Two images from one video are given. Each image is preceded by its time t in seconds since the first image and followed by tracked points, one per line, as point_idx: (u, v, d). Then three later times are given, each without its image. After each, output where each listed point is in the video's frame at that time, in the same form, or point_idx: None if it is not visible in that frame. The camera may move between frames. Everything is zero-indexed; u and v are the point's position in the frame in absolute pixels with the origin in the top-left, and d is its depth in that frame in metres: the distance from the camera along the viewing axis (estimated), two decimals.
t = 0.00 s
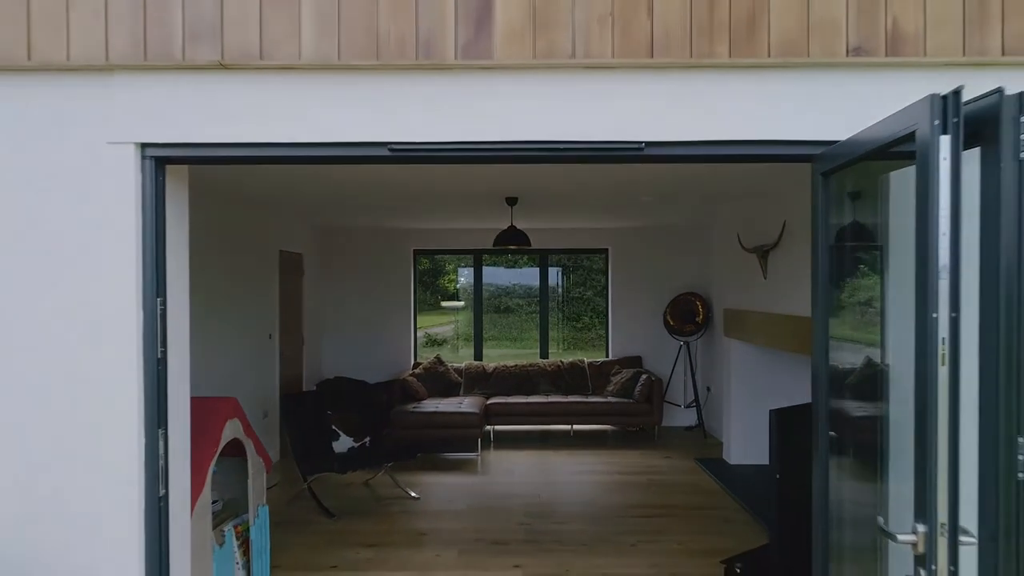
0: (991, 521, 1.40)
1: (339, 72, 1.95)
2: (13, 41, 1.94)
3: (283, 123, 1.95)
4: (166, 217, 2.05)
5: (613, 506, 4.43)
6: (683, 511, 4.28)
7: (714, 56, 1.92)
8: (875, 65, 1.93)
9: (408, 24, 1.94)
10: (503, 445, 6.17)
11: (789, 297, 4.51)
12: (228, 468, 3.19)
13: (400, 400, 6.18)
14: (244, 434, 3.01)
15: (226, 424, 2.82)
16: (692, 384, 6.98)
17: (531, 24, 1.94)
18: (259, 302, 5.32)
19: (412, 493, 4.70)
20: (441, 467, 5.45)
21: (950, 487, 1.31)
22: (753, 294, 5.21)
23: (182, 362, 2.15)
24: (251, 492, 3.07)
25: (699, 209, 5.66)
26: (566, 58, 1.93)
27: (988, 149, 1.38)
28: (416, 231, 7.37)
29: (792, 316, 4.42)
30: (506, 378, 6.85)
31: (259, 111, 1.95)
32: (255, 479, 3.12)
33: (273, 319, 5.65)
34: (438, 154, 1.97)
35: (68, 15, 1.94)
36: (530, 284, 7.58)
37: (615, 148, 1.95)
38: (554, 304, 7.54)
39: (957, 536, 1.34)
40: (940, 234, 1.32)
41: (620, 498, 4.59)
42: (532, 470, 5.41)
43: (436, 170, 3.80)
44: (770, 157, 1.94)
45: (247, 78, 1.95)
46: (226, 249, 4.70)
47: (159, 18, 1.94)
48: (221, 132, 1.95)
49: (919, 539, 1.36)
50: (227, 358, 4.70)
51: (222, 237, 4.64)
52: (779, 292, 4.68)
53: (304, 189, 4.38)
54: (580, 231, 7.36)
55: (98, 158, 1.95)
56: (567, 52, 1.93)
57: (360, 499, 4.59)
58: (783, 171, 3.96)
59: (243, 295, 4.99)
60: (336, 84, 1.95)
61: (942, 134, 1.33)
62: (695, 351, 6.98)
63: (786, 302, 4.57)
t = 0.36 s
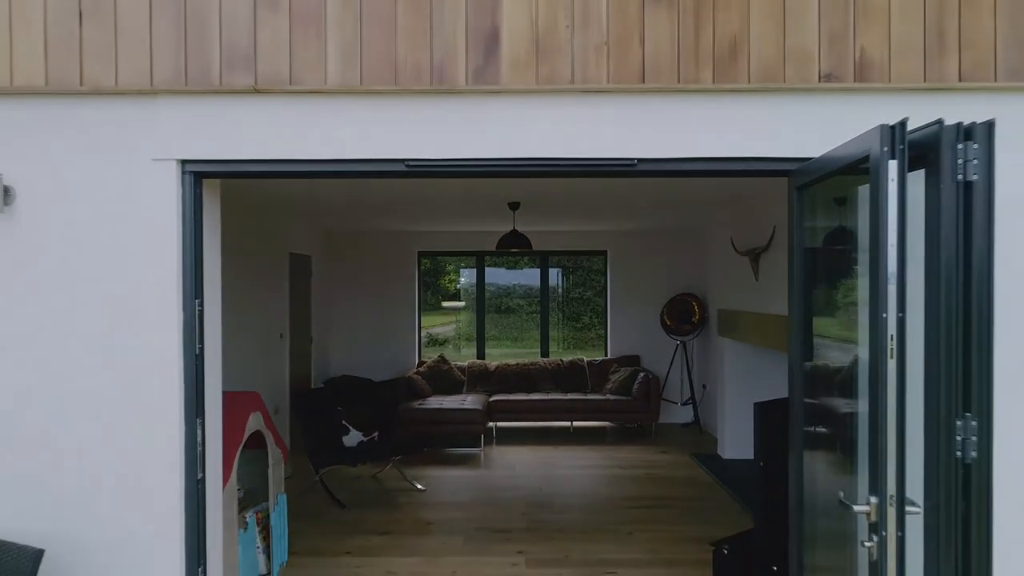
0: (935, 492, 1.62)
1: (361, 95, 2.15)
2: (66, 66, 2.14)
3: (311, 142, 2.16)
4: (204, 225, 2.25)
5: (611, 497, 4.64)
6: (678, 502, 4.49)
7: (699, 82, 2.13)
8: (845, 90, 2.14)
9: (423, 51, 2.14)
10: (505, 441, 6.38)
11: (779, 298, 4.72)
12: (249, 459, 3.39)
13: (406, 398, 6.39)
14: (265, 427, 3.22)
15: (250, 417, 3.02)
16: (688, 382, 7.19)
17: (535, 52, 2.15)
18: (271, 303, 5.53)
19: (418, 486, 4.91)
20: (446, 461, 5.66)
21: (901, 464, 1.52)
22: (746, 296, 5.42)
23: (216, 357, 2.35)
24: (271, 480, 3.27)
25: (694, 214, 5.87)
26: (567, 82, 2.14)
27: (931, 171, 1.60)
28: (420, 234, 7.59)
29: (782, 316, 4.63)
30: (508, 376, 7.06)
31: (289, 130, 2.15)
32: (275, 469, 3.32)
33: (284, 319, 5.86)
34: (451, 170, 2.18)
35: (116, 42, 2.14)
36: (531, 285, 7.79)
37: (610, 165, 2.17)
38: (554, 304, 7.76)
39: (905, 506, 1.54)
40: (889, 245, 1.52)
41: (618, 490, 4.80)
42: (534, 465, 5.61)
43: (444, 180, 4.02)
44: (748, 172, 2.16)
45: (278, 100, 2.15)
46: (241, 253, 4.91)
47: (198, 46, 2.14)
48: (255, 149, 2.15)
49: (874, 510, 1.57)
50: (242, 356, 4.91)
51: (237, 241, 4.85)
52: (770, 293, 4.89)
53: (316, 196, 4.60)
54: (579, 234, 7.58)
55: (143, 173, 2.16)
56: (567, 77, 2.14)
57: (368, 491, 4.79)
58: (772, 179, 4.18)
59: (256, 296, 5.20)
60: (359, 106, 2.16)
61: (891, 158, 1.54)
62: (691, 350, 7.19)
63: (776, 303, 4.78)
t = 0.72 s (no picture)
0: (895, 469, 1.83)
1: (383, 114, 2.37)
2: (116, 87, 2.35)
3: (339, 157, 2.38)
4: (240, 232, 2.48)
5: (610, 488, 4.86)
6: (675, 493, 4.71)
7: (690, 102, 2.35)
8: (824, 110, 2.36)
9: (440, 75, 2.36)
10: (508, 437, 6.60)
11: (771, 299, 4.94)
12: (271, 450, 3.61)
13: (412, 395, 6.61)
14: (287, 419, 3.43)
15: (273, 410, 3.23)
16: (686, 380, 7.41)
17: (541, 76, 2.36)
18: (283, 304, 5.75)
19: (426, 478, 5.13)
20: (452, 455, 5.88)
21: (864, 445, 1.73)
22: (741, 296, 5.64)
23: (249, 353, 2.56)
24: (293, 469, 3.48)
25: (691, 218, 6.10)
26: (570, 103, 2.35)
27: (892, 187, 1.81)
28: (425, 236, 7.82)
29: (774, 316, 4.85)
30: (510, 374, 7.28)
31: (319, 146, 2.38)
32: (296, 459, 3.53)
33: (295, 319, 6.08)
34: (465, 182, 2.40)
35: (162, 66, 2.35)
36: (532, 285, 8.02)
37: (610, 177, 2.39)
38: (555, 305, 7.97)
39: (867, 480, 1.76)
40: (852, 252, 1.74)
41: (617, 482, 5.02)
42: (537, 459, 5.83)
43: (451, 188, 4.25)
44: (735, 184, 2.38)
45: (309, 119, 2.37)
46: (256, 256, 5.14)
47: (236, 69, 2.35)
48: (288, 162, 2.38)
49: (841, 484, 1.80)
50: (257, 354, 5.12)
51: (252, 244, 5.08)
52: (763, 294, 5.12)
53: (328, 202, 4.82)
54: (579, 236, 7.80)
55: (186, 185, 2.37)
56: (571, 98, 2.36)
57: (379, 483, 5.01)
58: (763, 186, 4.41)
59: (269, 297, 5.41)
60: (382, 124, 2.38)
61: (855, 176, 1.76)
62: (689, 349, 7.41)
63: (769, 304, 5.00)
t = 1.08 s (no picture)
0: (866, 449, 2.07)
1: (407, 131, 2.61)
2: (164, 106, 2.59)
3: (367, 169, 2.62)
4: (275, 239, 2.71)
5: (611, 479, 5.11)
6: (673, 482, 4.96)
7: (685, 121, 2.59)
8: (806, 127, 2.60)
9: (459, 95, 2.60)
10: (513, 432, 6.84)
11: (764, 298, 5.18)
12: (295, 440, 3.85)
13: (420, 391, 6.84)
14: (309, 411, 3.67)
15: (299, 400, 3.47)
16: (684, 377, 7.65)
17: (550, 96, 2.60)
18: (297, 303, 6.00)
19: (435, 470, 5.37)
20: (460, 448, 6.12)
21: (837, 428, 1.98)
22: (737, 296, 5.88)
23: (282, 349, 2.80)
24: (315, 457, 3.72)
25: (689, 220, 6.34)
26: (576, 121, 2.59)
27: (862, 200, 2.05)
28: (431, 238, 8.06)
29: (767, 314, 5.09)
30: (514, 371, 7.54)
31: (347, 161, 2.62)
32: (317, 447, 3.77)
33: (308, 318, 6.32)
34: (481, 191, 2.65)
35: (206, 89, 2.59)
36: (534, 286, 8.28)
37: (613, 187, 2.64)
38: (557, 304, 8.22)
39: (840, 458, 2.00)
40: (826, 258, 1.98)
41: (618, 473, 5.27)
42: (541, 452, 6.08)
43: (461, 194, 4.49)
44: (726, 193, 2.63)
45: (340, 135, 2.61)
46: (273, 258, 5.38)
47: (273, 90, 2.59)
48: (321, 175, 2.62)
49: (817, 462, 2.04)
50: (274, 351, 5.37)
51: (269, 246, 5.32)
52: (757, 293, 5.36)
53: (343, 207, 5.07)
54: (581, 238, 8.04)
55: (228, 197, 2.62)
56: (577, 116, 2.60)
57: (391, 473, 5.25)
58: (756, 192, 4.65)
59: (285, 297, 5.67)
60: (406, 139, 2.62)
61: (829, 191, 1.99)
62: (687, 347, 7.64)
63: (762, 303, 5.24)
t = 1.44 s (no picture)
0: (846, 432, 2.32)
1: (429, 145, 2.86)
2: (207, 123, 2.83)
3: (393, 180, 2.87)
4: (308, 244, 2.96)
5: (614, 470, 5.36)
6: (673, 473, 5.20)
7: (684, 135, 2.83)
8: (794, 140, 2.84)
9: (477, 112, 2.84)
10: (518, 427, 7.09)
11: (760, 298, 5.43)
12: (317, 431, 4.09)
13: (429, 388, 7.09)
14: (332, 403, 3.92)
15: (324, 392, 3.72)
16: (684, 375, 7.90)
17: (560, 113, 2.84)
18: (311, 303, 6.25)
19: (446, 463, 5.62)
20: (468, 443, 6.37)
21: (820, 413, 2.22)
22: (734, 296, 6.12)
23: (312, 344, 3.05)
24: (337, 447, 3.97)
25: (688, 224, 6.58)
26: (584, 136, 2.84)
27: (842, 210, 2.30)
28: (438, 240, 8.31)
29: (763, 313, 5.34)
30: (519, 369, 7.79)
31: (375, 172, 2.87)
32: (339, 438, 4.02)
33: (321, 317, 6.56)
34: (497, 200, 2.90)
35: (246, 106, 2.83)
36: (537, 286, 8.50)
37: (618, 196, 2.89)
38: (560, 304, 8.46)
39: (823, 440, 2.25)
40: (810, 263, 2.23)
41: (620, 465, 5.52)
42: (546, 446, 6.32)
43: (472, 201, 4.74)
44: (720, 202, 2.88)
45: (369, 148, 2.86)
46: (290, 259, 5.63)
47: (307, 108, 2.83)
48: (352, 185, 2.87)
49: (802, 444, 2.29)
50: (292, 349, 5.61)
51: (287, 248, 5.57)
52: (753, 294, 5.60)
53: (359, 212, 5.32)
54: (583, 240, 8.30)
55: (266, 205, 2.86)
56: (585, 132, 2.84)
57: (404, 466, 5.49)
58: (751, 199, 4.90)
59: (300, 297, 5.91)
60: (429, 153, 2.87)
61: (812, 203, 2.24)
62: (686, 346, 7.89)
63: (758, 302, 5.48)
